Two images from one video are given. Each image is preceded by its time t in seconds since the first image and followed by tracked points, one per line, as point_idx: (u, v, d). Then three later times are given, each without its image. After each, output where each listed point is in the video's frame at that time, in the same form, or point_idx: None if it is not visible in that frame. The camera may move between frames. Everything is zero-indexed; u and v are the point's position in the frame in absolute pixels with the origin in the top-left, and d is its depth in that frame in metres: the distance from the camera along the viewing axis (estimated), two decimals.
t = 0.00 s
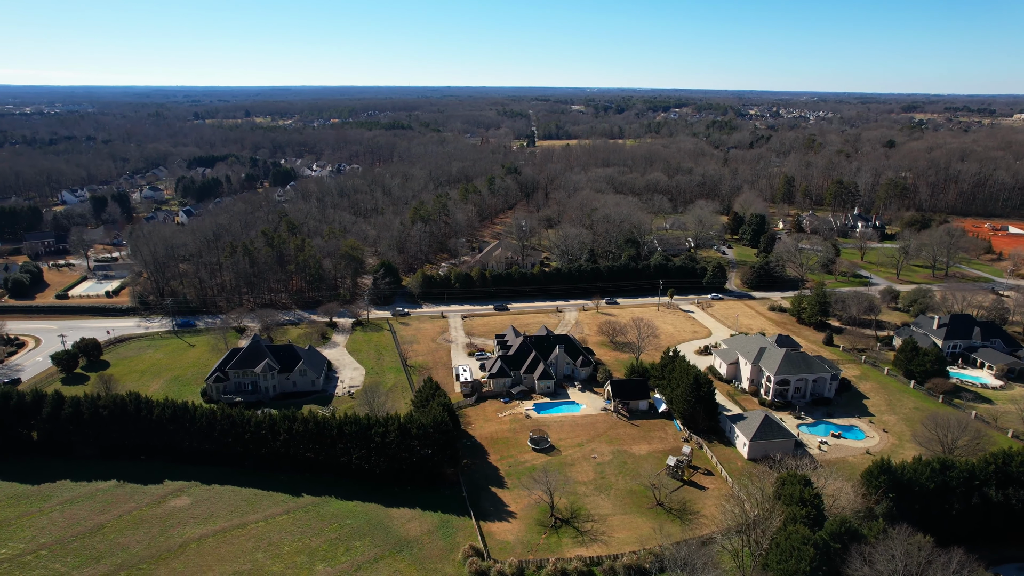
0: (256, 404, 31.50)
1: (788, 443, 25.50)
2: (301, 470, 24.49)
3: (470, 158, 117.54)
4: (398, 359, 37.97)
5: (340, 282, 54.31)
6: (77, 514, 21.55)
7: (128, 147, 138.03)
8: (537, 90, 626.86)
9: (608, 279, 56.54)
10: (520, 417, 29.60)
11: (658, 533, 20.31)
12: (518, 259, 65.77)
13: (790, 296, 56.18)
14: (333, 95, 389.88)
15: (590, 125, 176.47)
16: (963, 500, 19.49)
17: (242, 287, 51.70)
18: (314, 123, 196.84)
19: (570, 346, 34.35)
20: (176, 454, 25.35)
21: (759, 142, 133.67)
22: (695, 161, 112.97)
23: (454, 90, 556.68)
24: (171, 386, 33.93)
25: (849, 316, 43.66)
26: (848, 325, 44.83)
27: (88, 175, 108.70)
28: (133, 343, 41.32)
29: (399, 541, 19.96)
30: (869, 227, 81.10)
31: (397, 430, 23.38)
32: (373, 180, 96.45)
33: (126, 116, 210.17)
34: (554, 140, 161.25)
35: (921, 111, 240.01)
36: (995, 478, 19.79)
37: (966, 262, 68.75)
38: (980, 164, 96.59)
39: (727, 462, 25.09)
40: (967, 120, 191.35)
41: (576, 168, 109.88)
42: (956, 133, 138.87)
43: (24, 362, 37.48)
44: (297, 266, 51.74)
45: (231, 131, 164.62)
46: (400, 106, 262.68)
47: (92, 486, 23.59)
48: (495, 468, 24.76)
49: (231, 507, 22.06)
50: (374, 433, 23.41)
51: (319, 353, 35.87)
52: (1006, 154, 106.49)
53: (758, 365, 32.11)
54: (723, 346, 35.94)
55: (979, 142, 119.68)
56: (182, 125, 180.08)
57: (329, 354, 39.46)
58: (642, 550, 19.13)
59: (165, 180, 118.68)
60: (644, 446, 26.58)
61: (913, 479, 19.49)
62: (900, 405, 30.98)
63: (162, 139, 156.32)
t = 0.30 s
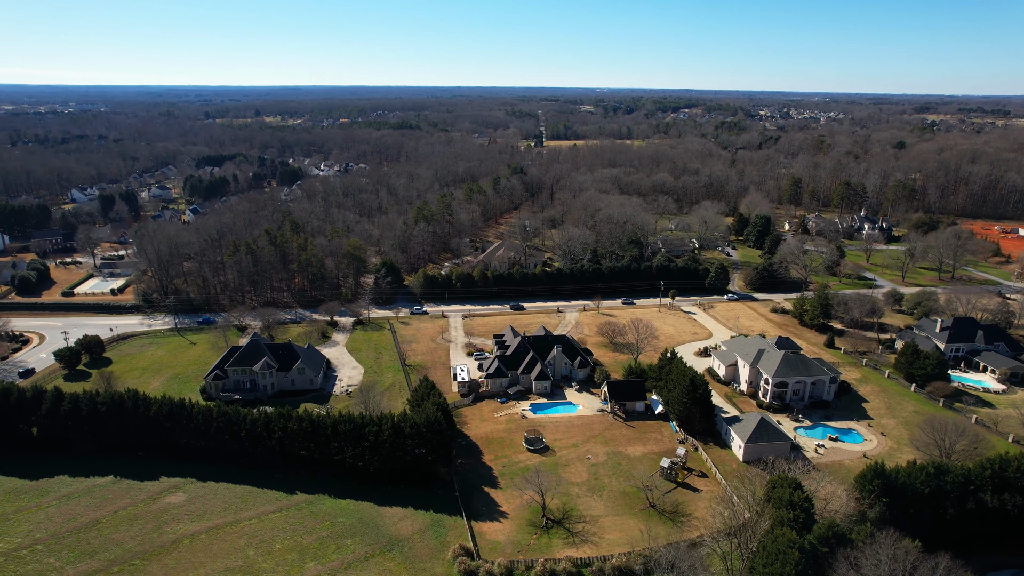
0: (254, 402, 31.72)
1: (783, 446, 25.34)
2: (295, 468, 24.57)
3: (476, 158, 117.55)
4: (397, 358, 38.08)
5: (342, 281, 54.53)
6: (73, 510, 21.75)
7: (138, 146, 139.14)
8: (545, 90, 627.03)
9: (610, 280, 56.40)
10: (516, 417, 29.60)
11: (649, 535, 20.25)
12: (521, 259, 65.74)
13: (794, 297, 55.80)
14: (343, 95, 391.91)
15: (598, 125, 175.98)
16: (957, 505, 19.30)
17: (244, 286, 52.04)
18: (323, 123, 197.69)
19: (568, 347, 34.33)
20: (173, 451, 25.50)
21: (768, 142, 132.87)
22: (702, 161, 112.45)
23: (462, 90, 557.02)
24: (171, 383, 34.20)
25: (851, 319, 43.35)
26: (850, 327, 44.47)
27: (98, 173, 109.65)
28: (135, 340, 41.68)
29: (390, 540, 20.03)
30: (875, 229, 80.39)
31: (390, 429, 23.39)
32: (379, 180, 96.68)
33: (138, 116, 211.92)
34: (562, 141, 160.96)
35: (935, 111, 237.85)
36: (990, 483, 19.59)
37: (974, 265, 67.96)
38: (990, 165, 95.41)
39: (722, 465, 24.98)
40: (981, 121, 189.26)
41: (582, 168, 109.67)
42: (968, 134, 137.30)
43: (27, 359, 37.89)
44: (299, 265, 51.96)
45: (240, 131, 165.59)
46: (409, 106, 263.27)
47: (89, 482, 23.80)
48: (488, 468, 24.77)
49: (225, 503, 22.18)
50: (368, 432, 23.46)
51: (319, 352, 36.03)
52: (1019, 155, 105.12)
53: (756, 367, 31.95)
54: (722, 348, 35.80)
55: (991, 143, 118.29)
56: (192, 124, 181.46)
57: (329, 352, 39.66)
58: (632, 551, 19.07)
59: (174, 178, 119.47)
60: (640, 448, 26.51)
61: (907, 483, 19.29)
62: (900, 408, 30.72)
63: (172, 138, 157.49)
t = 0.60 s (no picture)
0: (252, 400, 31.92)
1: (779, 449, 25.18)
2: (290, 465, 24.69)
3: (483, 158, 117.60)
4: (396, 357, 38.20)
5: (344, 280, 54.77)
6: (70, 505, 21.96)
7: (149, 145, 140.39)
8: (554, 90, 626.61)
9: (612, 281, 56.27)
10: (512, 417, 29.62)
11: (641, 536, 20.20)
12: (524, 260, 65.74)
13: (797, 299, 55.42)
14: (351, 96, 393.06)
15: (607, 126, 175.59)
16: (952, 511, 19.13)
17: (247, 284, 52.34)
18: (333, 123, 198.54)
19: (566, 347, 34.31)
20: (170, 447, 25.68)
21: (777, 143, 131.99)
22: (710, 162, 111.96)
23: (470, 90, 557.45)
24: (172, 380, 34.50)
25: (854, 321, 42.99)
26: (853, 329, 44.12)
27: (108, 172, 110.64)
28: (138, 338, 42.06)
29: (381, 538, 20.11)
30: (883, 231, 79.72)
31: (384, 428, 23.48)
32: (385, 180, 97.01)
33: (150, 115, 213.89)
34: (570, 141, 160.72)
35: (949, 112, 235.18)
36: (987, 489, 19.39)
37: (981, 267, 67.16)
38: (1002, 167, 94.22)
39: (716, 467, 24.88)
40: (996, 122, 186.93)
41: (588, 169, 109.42)
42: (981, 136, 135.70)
43: (31, 356, 38.34)
44: (302, 264, 52.22)
45: (249, 130, 166.59)
46: (418, 106, 263.75)
47: (86, 477, 24.02)
48: (482, 468, 24.81)
49: (220, 500, 22.34)
50: (362, 431, 23.55)
51: (318, 351, 36.22)
52: None
53: (754, 369, 31.79)
54: (721, 350, 35.63)
55: (1003, 145, 116.86)
56: (202, 123, 182.80)
57: (329, 351, 39.84)
58: (622, 552, 19.02)
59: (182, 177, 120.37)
60: (635, 449, 26.45)
61: (901, 488, 19.13)
62: (900, 412, 30.47)
63: (182, 137, 158.72)
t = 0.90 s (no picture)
0: (251, 398, 32.13)
1: (774, 452, 25.03)
2: (285, 463, 24.79)
3: (489, 158, 117.70)
4: (395, 357, 38.31)
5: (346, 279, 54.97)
6: (67, 500, 22.19)
7: (159, 143, 141.63)
8: (563, 91, 626.23)
9: (614, 281, 56.13)
10: (508, 417, 29.63)
11: (631, 538, 20.17)
12: (527, 260, 65.74)
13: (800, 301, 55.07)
14: (361, 95, 393.78)
15: (616, 126, 175.23)
16: (946, 516, 18.95)
17: (250, 283, 52.68)
18: (342, 122, 199.36)
19: (564, 348, 34.27)
20: (167, 444, 25.86)
21: (786, 145, 131.08)
22: (717, 163, 111.44)
23: (479, 90, 557.84)
24: (172, 377, 34.78)
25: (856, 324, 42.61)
26: (855, 332, 43.75)
27: (118, 170, 111.66)
28: (141, 335, 42.46)
29: (372, 537, 20.18)
30: (890, 234, 79.02)
31: (377, 427, 23.56)
32: (391, 179, 97.29)
33: (161, 114, 215.78)
34: (578, 141, 160.43)
35: (963, 113, 232.63)
36: (982, 494, 19.19)
37: (989, 270, 66.40)
38: (1014, 169, 92.99)
39: (711, 469, 24.76)
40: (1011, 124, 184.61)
41: (594, 169, 109.19)
42: (994, 137, 134.06)
43: (35, 352, 38.82)
44: (304, 263, 52.50)
45: (258, 129, 167.67)
46: (427, 105, 264.41)
47: (84, 473, 24.25)
48: (476, 468, 24.84)
49: (214, 497, 22.51)
50: (356, 430, 23.65)
51: (317, 349, 36.39)
52: None
53: (752, 371, 31.61)
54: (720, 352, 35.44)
55: (1016, 147, 115.36)
56: (212, 123, 184.20)
57: (329, 350, 40.02)
58: (612, 553, 18.99)
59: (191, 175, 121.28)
60: (630, 450, 26.39)
61: (894, 492, 18.96)
62: (899, 416, 30.20)
63: (192, 136, 159.93)
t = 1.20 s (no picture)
0: (250, 396, 32.34)
1: (770, 455, 24.88)
2: (279, 461, 24.90)
3: (497, 158, 117.79)
4: (394, 356, 38.44)
5: (348, 278, 55.18)
6: (64, 495, 22.43)
7: (169, 142, 142.74)
8: (571, 91, 625.88)
9: (616, 282, 55.99)
10: (504, 417, 29.65)
11: (623, 539, 20.13)
12: (530, 260, 65.75)
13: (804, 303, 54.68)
14: (372, 95, 395.67)
15: (624, 127, 174.71)
16: (939, 521, 18.82)
17: (253, 281, 53.02)
18: (351, 121, 200.24)
19: (562, 348, 34.25)
20: (165, 441, 26.06)
21: (795, 146, 130.17)
22: (724, 164, 110.99)
23: (487, 90, 558.04)
24: (173, 375, 35.08)
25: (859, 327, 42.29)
26: (858, 335, 43.37)
27: (128, 169, 112.65)
28: (144, 332, 42.87)
29: (364, 535, 20.26)
30: (897, 236, 78.31)
31: (371, 426, 23.65)
32: (398, 179, 97.54)
33: (174, 113, 217.76)
34: (586, 142, 160.10)
35: (976, 115, 230.45)
36: (977, 499, 19.02)
37: (998, 273, 65.56)
38: None
39: (706, 472, 24.65)
40: None
41: (600, 170, 109.00)
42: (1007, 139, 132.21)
43: (39, 349, 39.27)
44: (306, 262, 52.77)
45: (268, 128, 168.77)
46: (437, 105, 264.92)
47: (82, 469, 24.49)
48: (470, 467, 24.89)
49: (209, 494, 22.67)
50: (350, 428, 23.76)
51: (316, 348, 36.59)
52: None
53: (751, 374, 31.43)
54: (720, 353, 35.26)
55: None
56: (223, 122, 185.42)
57: (329, 349, 40.21)
58: (601, 554, 18.95)
59: (200, 174, 122.20)
60: (625, 452, 26.32)
61: (888, 496, 18.80)
62: (899, 420, 29.92)
63: (202, 135, 161.08)
